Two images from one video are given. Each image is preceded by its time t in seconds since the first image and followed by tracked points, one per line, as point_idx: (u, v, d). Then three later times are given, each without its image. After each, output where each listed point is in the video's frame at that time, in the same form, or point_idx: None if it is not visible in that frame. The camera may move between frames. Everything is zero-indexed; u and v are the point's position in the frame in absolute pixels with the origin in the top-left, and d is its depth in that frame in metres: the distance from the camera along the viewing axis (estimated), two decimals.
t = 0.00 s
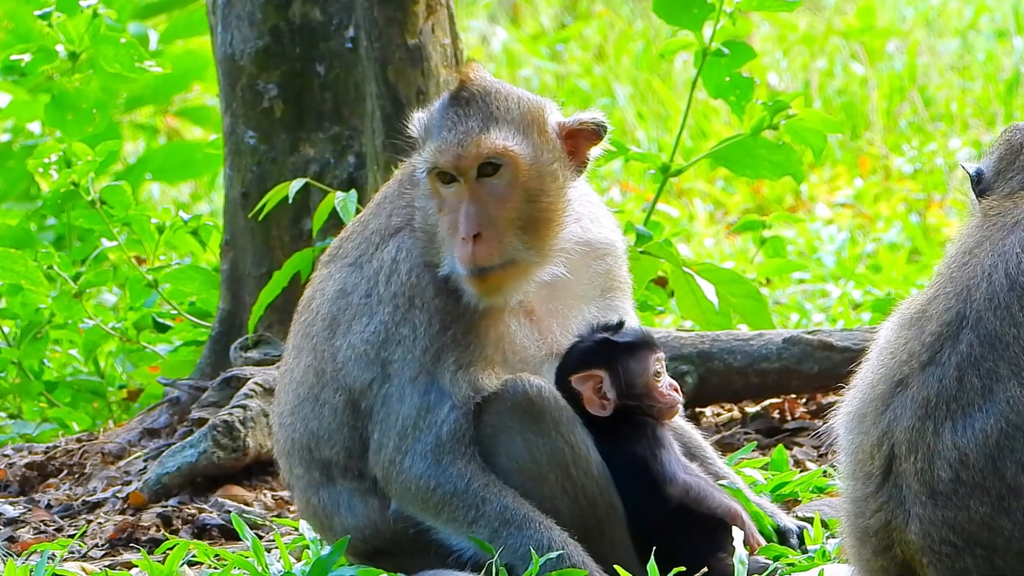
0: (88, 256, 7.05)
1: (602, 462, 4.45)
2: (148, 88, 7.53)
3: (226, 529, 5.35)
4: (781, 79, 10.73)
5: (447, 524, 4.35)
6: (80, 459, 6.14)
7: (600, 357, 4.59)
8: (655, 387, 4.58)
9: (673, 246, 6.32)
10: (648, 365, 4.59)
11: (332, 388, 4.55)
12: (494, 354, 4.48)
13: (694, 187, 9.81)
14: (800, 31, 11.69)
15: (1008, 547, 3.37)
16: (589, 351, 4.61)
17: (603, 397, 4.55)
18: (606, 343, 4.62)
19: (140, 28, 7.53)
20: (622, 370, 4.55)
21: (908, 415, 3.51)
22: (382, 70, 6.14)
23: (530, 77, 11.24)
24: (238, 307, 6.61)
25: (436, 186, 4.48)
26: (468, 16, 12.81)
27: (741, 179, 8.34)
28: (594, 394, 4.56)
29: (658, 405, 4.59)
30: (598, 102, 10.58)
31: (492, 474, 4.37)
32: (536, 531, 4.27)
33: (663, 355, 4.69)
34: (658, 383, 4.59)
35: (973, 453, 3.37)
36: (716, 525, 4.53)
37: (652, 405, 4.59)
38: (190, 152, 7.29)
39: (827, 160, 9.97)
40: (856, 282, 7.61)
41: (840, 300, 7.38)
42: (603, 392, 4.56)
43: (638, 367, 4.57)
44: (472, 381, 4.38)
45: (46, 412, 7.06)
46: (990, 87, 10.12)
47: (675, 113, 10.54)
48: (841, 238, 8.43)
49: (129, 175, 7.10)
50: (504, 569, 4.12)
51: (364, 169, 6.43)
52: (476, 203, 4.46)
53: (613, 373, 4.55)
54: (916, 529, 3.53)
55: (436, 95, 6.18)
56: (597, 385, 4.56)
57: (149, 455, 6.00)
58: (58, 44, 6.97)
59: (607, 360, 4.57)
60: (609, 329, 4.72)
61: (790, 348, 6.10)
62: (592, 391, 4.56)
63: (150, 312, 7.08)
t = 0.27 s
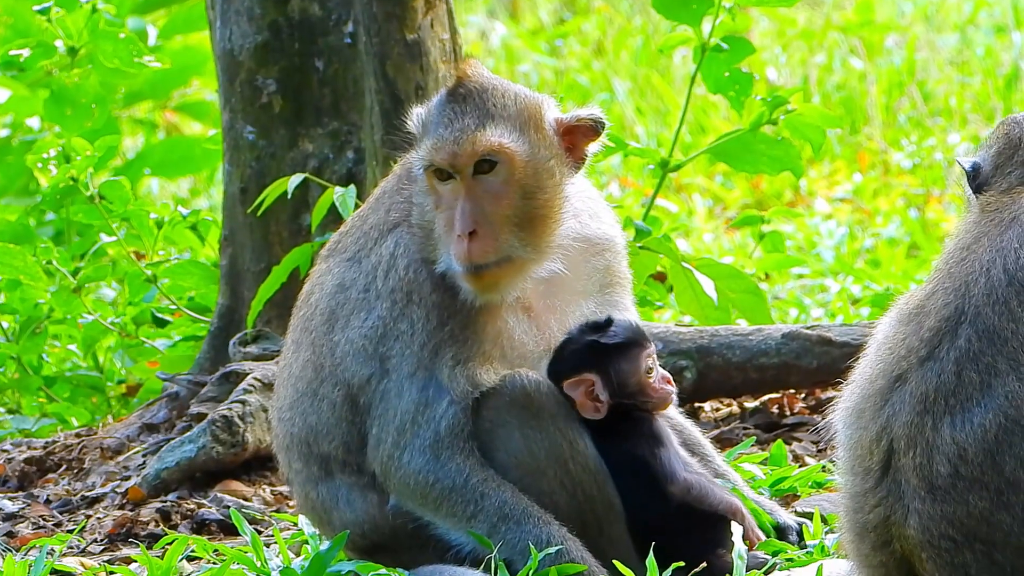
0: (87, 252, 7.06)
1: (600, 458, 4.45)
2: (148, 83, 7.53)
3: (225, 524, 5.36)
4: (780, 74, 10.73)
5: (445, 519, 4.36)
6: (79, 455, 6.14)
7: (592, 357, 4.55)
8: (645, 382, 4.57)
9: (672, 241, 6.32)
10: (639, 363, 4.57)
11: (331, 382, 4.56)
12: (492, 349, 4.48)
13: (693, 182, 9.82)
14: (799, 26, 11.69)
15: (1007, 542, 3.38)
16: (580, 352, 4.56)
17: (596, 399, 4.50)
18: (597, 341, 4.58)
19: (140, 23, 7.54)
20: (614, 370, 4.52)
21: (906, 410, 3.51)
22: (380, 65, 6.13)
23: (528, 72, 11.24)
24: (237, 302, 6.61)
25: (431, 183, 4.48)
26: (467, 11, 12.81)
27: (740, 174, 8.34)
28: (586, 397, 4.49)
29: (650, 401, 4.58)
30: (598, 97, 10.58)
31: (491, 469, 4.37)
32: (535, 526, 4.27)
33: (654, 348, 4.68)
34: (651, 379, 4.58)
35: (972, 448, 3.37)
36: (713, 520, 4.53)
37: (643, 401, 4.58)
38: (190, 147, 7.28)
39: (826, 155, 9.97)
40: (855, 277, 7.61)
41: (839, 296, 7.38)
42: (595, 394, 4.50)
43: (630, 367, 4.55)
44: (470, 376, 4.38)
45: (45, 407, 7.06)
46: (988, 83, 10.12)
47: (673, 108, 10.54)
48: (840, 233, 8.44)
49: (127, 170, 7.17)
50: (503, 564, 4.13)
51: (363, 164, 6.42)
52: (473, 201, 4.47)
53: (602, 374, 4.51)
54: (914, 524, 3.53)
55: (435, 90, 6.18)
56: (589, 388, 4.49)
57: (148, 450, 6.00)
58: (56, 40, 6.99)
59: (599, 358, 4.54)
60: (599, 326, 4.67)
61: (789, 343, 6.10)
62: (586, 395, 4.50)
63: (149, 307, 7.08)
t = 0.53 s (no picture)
0: (86, 247, 7.14)
1: (600, 453, 4.46)
2: (147, 78, 7.52)
3: (225, 520, 5.36)
4: (779, 69, 10.72)
5: (445, 515, 4.36)
6: (79, 450, 6.14)
7: (583, 351, 4.61)
8: (631, 374, 4.66)
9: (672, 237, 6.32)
10: (627, 355, 4.64)
11: (330, 378, 4.55)
12: (491, 345, 4.47)
13: (693, 178, 9.82)
14: (799, 21, 11.68)
15: (1007, 537, 3.39)
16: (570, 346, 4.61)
17: (588, 394, 4.58)
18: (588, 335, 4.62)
19: (138, 19, 7.53)
20: (605, 364, 4.59)
21: (906, 407, 3.51)
22: (380, 60, 6.14)
23: (528, 67, 11.24)
24: (237, 297, 6.61)
25: (430, 181, 4.48)
26: (466, 6, 12.80)
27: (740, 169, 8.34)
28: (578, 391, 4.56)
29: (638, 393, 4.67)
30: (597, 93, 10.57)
31: (490, 465, 4.37)
32: (535, 521, 4.28)
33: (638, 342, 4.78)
34: (636, 371, 4.68)
35: (972, 445, 3.38)
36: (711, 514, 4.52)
37: (632, 394, 4.66)
38: (189, 143, 7.28)
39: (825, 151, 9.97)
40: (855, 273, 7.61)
41: (839, 291, 7.38)
42: (587, 389, 4.58)
43: (619, 360, 4.62)
44: (469, 372, 4.38)
45: (44, 403, 7.06)
46: (988, 78, 10.11)
47: (673, 103, 10.54)
48: (840, 228, 8.44)
49: (127, 166, 7.04)
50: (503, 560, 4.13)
51: (362, 160, 6.42)
52: (471, 199, 4.46)
53: (592, 369, 4.58)
54: (914, 520, 3.53)
55: (435, 85, 6.17)
56: (581, 383, 4.57)
57: (148, 446, 6.00)
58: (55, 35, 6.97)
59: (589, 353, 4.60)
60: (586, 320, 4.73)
61: (789, 338, 6.10)
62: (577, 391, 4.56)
63: (149, 302, 7.08)
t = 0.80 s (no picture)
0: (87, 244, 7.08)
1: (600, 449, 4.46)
2: (147, 75, 7.52)
3: (225, 517, 5.36)
4: (779, 66, 10.72)
5: (444, 512, 4.36)
6: (78, 447, 6.14)
7: (585, 348, 4.60)
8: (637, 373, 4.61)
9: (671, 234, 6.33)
10: (631, 352, 4.61)
11: (330, 375, 4.56)
12: (491, 342, 4.47)
13: (692, 175, 9.82)
14: (798, 18, 11.68)
15: (1007, 535, 3.40)
16: (574, 343, 4.61)
17: (590, 390, 4.56)
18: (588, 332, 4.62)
19: (138, 16, 7.53)
20: (606, 361, 4.57)
21: (905, 405, 3.51)
22: (379, 57, 6.13)
23: (527, 64, 11.23)
24: (237, 294, 6.60)
25: (431, 178, 4.49)
26: (466, 3, 12.79)
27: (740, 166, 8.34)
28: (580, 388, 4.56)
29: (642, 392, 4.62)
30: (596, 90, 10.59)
31: (489, 462, 4.38)
32: (534, 518, 4.28)
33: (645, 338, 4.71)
34: (642, 368, 4.62)
35: (971, 443, 3.38)
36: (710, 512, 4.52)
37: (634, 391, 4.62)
38: (189, 140, 7.27)
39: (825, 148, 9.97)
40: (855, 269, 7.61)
41: (838, 288, 7.38)
42: (589, 385, 4.56)
43: (622, 356, 4.60)
44: (468, 370, 4.38)
45: (44, 400, 7.06)
46: (988, 75, 10.11)
47: (672, 101, 10.54)
48: (839, 225, 8.45)
49: (126, 163, 7.13)
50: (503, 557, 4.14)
51: (362, 157, 6.42)
52: (471, 196, 4.48)
53: (595, 367, 4.57)
54: (914, 518, 3.54)
55: (434, 82, 6.17)
56: (583, 379, 4.56)
57: (147, 443, 6.01)
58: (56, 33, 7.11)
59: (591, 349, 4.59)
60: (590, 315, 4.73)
61: (789, 335, 6.11)
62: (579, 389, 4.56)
63: (148, 299, 7.08)
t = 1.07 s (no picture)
0: (87, 242, 7.06)
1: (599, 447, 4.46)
2: (148, 73, 7.52)
3: (224, 515, 5.36)
4: (779, 65, 10.71)
5: (444, 510, 4.37)
6: (78, 445, 6.15)
7: (595, 336, 4.59)
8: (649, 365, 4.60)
9: (671, 232, 6.33)
10: (643, 345, 4.60)
11: (330, 373, 4.56)
12: (491, 341, 4.47)
13: (693, 173, 9.81)
14: (798, 16, 11.67)
15: (1007, 535, 3.40)
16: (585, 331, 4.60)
17: (596, 377, 4.55)
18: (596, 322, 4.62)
19: (138, 14, 7.52)
20: (616, 351, 4.56)
21: (905, 404, 3.51)
22: (380, 55, 6.12)
23: (528, 62, 11.23)
24: (237, 293, 6.61)
25: (431, 182, 4.47)
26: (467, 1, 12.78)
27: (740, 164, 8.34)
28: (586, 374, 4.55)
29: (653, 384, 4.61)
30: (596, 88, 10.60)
31: (489, 460, 4.38)
32: (534, 517, 4.29)
33: (659, 334, 4.71)
34: (653, 362, 4.61)
35: (971, 442, 3.38)
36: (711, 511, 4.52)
37: (644, 385, 4.60)
38: (189, 138, 7.26)
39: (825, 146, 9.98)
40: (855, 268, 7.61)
41: (838, 287, 7.38)
42: (596, 372, 4.55)
43: (633, 348, 4.59)
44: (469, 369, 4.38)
45: (44, 398, 7.06)
46: (988, 73, 10.11)
47: (672, 99, 10.54)
48: (839, 224, 8.45)
49: (126, 161, 7.18)
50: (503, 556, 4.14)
51: (362, 155, 6.42)
52: (472, 200, 4.45)
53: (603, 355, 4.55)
54: (914, 517, 3.54)
55: (434, 80, 6.18)
56: (591, 366, 4.55)
57: (148, 441, 6.01)
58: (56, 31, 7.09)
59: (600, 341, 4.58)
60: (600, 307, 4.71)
61: (789, 333, 6.11)
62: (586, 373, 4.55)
63: (149, 297, 7.08)
